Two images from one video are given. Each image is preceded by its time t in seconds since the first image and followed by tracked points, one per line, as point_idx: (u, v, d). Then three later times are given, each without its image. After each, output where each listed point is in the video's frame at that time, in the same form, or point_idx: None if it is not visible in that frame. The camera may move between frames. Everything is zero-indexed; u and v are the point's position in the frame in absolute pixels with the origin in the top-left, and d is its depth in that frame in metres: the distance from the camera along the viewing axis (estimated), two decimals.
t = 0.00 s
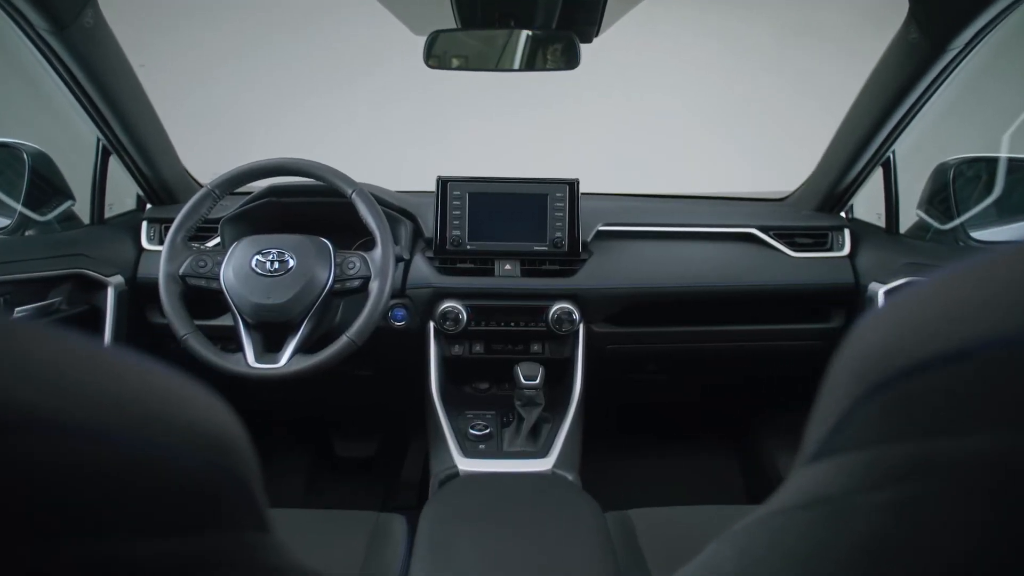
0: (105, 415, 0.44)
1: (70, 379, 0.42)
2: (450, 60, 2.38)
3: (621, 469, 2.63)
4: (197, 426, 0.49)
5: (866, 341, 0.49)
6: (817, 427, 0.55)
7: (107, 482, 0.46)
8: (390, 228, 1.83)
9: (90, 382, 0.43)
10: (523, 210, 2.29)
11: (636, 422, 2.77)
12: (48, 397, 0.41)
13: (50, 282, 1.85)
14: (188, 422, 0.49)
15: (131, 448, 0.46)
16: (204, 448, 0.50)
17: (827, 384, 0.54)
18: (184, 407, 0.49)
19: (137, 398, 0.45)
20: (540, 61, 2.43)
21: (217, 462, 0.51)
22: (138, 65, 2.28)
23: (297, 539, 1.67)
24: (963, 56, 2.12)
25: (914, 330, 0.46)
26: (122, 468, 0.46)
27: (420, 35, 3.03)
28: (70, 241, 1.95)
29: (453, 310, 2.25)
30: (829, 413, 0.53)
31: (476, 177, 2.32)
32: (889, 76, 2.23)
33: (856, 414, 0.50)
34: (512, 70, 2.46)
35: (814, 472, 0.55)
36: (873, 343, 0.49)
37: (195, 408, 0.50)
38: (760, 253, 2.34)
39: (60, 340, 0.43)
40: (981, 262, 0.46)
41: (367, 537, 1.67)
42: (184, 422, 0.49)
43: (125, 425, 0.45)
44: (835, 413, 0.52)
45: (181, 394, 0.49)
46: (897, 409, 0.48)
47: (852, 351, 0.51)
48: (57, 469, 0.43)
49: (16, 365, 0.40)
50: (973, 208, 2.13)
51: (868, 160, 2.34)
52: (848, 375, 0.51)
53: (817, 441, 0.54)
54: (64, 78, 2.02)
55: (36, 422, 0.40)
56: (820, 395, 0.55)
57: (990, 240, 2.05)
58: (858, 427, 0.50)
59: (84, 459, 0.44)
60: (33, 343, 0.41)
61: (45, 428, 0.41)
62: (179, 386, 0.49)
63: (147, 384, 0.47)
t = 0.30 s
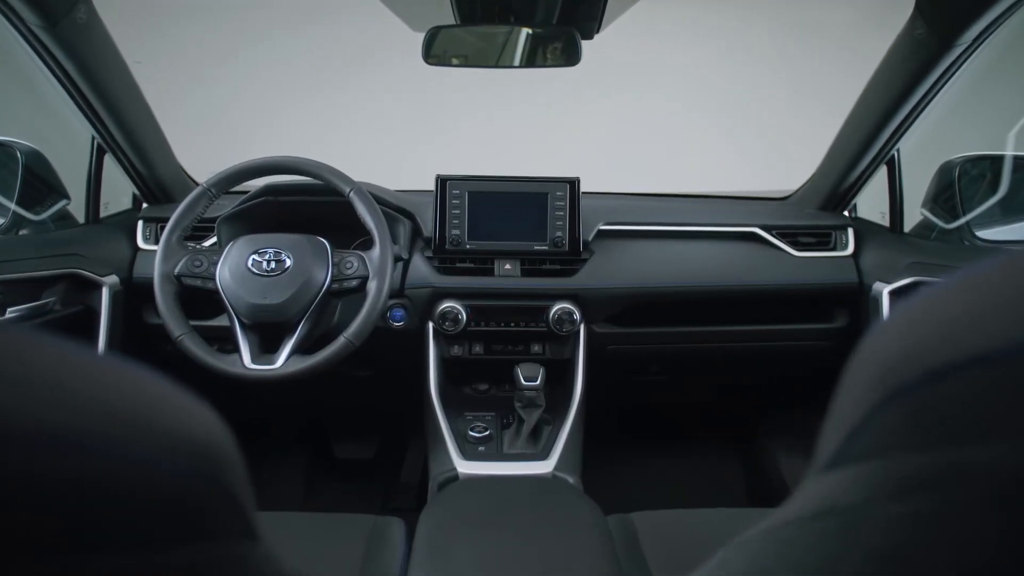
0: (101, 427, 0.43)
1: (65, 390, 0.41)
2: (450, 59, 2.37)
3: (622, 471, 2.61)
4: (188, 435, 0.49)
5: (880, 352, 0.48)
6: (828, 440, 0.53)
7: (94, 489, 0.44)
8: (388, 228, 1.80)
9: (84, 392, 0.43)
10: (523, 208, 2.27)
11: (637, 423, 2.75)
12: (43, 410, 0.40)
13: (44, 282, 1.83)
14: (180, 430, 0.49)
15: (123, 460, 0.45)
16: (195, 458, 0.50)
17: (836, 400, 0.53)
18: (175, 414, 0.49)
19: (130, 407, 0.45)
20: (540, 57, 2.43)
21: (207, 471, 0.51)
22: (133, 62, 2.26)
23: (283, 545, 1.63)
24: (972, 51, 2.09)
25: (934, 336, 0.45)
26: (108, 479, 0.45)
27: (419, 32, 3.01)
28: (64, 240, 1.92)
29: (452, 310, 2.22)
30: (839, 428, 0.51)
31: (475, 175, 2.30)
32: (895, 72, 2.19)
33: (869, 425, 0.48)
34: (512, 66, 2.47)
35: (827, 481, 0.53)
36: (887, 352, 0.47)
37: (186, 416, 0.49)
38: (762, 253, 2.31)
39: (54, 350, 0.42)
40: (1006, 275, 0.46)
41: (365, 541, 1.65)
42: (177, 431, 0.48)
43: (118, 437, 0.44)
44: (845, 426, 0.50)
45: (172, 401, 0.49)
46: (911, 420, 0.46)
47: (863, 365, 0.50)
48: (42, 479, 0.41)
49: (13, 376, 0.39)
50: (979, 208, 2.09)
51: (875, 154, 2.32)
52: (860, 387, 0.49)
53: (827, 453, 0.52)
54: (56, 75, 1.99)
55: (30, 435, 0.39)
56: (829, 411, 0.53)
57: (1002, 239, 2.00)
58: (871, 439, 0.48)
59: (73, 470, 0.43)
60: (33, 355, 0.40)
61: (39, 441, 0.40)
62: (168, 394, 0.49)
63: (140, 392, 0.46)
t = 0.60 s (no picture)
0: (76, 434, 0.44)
1: (61, 395, 0.43)
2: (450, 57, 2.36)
3: (623, 472, 2.60)
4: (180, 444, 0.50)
5: (889, 357, 0.49)
6: (840, 444, 0.53)
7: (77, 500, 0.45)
8: (387, 227, 1.78)
9: (73, 397, 0.43)
10: (523, 207, 2.25)
11: (639, 424, 2.73)
12: (37, 414, 0.42)
13: (40, 282, 1.82)
14: (168, 437, 0.49)
15: (110, 468, 0.46)
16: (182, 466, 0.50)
17: (846, 405, 0.53)
18: (168, 421, 0.49)
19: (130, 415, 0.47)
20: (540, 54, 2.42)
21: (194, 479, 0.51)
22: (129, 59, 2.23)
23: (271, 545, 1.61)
24: (978, 47, 2.04)
25: (944, 341, 0.45)
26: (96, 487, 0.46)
27: (418, 29, 2.98)
28: (60, 240, 1.91)
29: (452, 310, 2.21)
30: (850, 432, 0.51)
31: (473, 174, 2.28)
32: (899, 68, 2.15)
33: (883, 429, 0.49)
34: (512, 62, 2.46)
35: (842, 487, 0.53)
36: (896, 357, 0.48)
37: (180, 423, 0.50)
38: (764, 252, 2.30)
39: (48, 355, 0.43)
40: (1011, 278, 0.46)
41: (364, 543, 1.64)
42: (164, 438, 0.49)
43: (108, 444, 0.45)
44: (858, 431, 0.51)
45: (166, 408, 0.50)
46: (927, 426, 0.47)
47: (873, 370, 0.50)
48: (23, 490, 0.42)
49: None
50: (982, 207, 2.07)
51: (877, 154, 2.28)
52: (872, 392, 0.50)
53: (840, 458, 0.53)
54: (51, 72, 1.96)
55: (10, 442, 0.40)
56: (840, 415, 0.53)
57: (1007, 238, 1.98)
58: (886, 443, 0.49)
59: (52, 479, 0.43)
60: (19, 359, 0.41)
61: (13, 450, 0.41)
62: (165, 400, 0.50)
63: (134, 399, 0.47)
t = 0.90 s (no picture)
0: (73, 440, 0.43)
1: (59, 405, 0.43)
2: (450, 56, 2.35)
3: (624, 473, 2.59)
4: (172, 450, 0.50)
5: (903, 362, 0.47)
6: (852, 451, 0.51)
7: (63, 505, 0.45)
8: (386, 226, 1.76)
9: (70, 405, 0.43)
10: (523, 206, 2.23)
11: (640, 425, 2.71)
12: (40, 423, 0.42)
13: (34, 281, 1.80)
14: (158, 443, 0.49)
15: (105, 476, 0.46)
16: (175, 472, 0.51)
17: (861, 410, 0.51)
18: (159, 428, 0.50)
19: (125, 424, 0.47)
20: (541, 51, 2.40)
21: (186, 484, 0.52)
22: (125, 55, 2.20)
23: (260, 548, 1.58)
24: (984, 43, 2.01)
25: (965, 343, 0.44)
26: (89, 496, 0.46)
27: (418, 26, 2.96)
28: (55, 239, 1.90)
29: (451, 310, 2.19)
30: (863, 439, 0.50)
31: (473, 172, 2.26)
32: (904, 65, 2.12)
33: (896, 438, 0.47)
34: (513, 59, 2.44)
35: (852, 495, 0.51)
36: (912, 360, 0.46)
37: (170, 430, 0.50)
38: (766, 252, 2.28)
39: (50, 365, 0.43)
40: None
41: (363, 544, 1.62)
42: (156, 444, 0.49)
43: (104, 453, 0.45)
44: (871, 437, 0.49)
45: (155, 413, 0.50)
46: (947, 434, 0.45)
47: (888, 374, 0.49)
48: (23, 496, 0.42)
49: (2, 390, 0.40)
50: (987, 205, 2.06)
51: (881, 152, 2.25)
52: (886, 397, 0.48)
53: (851, 466, 0.51)
54: (46, 70, 1.94)
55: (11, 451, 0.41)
56: (853, 421, 0.52)
57: (1013, 237, 1.98)
58: (902, 450, 0.47)
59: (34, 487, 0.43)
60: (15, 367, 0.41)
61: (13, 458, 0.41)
62: (153, 406, 0.50)
63: (129, 407, 0.47)
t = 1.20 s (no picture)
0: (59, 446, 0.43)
1: (57, 414, 0.43)
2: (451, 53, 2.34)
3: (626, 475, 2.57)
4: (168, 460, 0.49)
5: (915, 370, 0.46)
6: (863, 456, 0.50)
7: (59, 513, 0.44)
8: (385, 225, 1.75)
9: (68, 413, 0.43)
10: (523, 205, 2.22)
11: (642, 426, 2.70)
12: (33, 432, 0.42)
13: (30, 281, 1.79)
14: (150, 451, 0.48)
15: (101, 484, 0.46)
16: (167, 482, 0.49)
17: (872, 413, 0.50)
18: (154, 436, 0.49)
19: (121, 431, 0.46)
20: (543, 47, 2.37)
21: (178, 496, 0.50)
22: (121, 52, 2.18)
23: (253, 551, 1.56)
24: (991, 40, 1.99)
25: (981, 344, 0.43)
26: (87, 504, 0.45)
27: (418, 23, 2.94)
28: (51, 238, 1.88)
29: (450, 310, 2.17)
30: (875, 445, 0.49)
31: (472, 171, 2.24)
32: (908, 62, 2.11)
33: (910, 444, 0.46)
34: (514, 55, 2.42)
35: (865, 501, 0.50)
36: (924, 363, 0.45)
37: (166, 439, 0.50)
38: (768, 251, 2.26)
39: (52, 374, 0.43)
40: None
41: (361, 545, 1.61)
42: (149, 452, 0.48)
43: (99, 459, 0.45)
44: (883, 443, 0.48)
45: (150, 421, 0.49)
46: (962, 443, 0.44)
47: (902, 378, 0.47)
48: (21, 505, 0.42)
49: None
50: (991, 204, 2.04)
51: (884, 151, 2.24)
52: (898, 400, 0.47)
53: (864, 471, 0.50)
54: (41, 67, 1.92)
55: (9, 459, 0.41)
56: (863, 425, 0.51)
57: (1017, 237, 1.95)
58: (915, 457, 0.46)
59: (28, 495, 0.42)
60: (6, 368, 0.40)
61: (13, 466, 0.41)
62: (149, 414, 0.49)
63: (126, 413, 0.47)
